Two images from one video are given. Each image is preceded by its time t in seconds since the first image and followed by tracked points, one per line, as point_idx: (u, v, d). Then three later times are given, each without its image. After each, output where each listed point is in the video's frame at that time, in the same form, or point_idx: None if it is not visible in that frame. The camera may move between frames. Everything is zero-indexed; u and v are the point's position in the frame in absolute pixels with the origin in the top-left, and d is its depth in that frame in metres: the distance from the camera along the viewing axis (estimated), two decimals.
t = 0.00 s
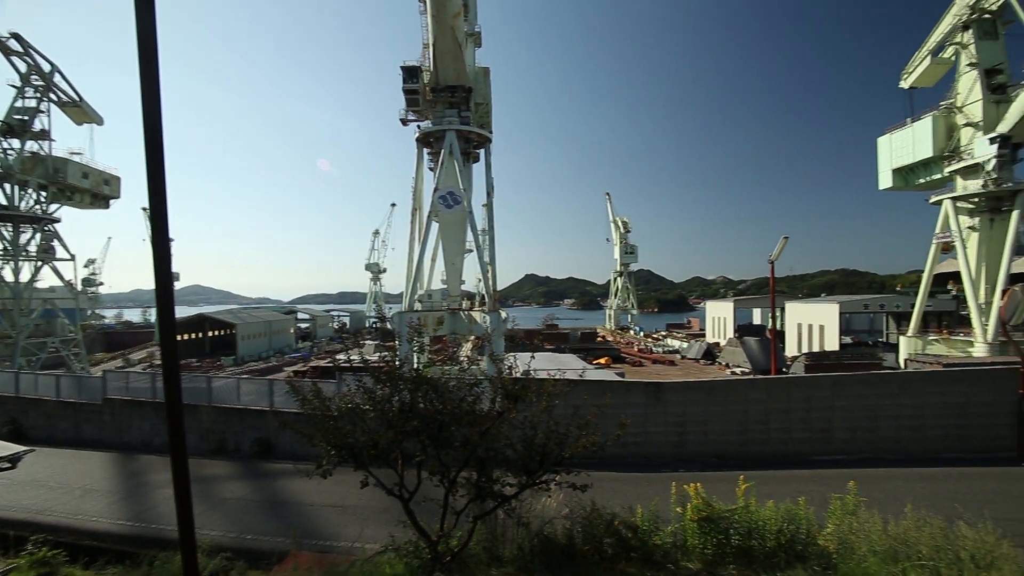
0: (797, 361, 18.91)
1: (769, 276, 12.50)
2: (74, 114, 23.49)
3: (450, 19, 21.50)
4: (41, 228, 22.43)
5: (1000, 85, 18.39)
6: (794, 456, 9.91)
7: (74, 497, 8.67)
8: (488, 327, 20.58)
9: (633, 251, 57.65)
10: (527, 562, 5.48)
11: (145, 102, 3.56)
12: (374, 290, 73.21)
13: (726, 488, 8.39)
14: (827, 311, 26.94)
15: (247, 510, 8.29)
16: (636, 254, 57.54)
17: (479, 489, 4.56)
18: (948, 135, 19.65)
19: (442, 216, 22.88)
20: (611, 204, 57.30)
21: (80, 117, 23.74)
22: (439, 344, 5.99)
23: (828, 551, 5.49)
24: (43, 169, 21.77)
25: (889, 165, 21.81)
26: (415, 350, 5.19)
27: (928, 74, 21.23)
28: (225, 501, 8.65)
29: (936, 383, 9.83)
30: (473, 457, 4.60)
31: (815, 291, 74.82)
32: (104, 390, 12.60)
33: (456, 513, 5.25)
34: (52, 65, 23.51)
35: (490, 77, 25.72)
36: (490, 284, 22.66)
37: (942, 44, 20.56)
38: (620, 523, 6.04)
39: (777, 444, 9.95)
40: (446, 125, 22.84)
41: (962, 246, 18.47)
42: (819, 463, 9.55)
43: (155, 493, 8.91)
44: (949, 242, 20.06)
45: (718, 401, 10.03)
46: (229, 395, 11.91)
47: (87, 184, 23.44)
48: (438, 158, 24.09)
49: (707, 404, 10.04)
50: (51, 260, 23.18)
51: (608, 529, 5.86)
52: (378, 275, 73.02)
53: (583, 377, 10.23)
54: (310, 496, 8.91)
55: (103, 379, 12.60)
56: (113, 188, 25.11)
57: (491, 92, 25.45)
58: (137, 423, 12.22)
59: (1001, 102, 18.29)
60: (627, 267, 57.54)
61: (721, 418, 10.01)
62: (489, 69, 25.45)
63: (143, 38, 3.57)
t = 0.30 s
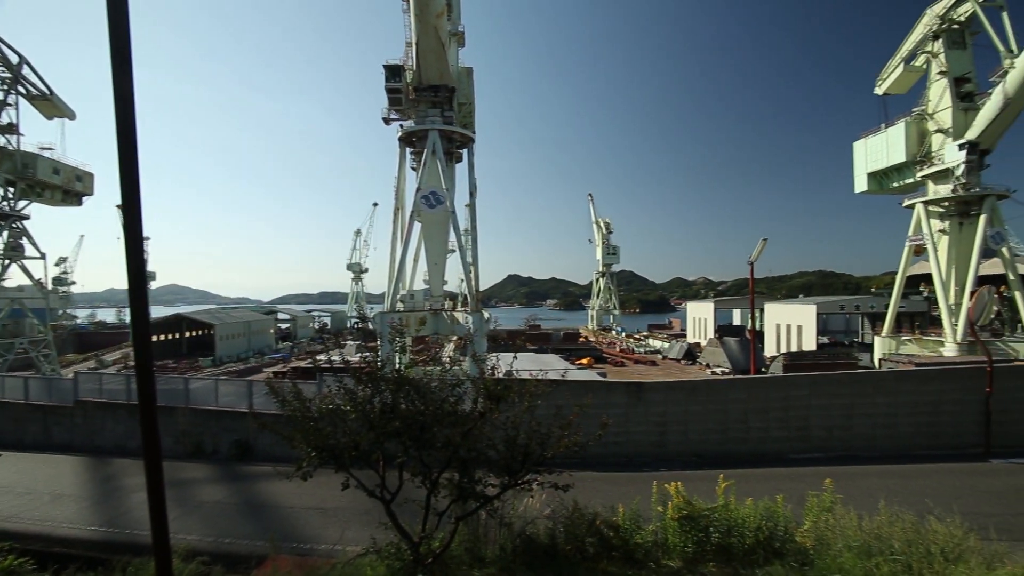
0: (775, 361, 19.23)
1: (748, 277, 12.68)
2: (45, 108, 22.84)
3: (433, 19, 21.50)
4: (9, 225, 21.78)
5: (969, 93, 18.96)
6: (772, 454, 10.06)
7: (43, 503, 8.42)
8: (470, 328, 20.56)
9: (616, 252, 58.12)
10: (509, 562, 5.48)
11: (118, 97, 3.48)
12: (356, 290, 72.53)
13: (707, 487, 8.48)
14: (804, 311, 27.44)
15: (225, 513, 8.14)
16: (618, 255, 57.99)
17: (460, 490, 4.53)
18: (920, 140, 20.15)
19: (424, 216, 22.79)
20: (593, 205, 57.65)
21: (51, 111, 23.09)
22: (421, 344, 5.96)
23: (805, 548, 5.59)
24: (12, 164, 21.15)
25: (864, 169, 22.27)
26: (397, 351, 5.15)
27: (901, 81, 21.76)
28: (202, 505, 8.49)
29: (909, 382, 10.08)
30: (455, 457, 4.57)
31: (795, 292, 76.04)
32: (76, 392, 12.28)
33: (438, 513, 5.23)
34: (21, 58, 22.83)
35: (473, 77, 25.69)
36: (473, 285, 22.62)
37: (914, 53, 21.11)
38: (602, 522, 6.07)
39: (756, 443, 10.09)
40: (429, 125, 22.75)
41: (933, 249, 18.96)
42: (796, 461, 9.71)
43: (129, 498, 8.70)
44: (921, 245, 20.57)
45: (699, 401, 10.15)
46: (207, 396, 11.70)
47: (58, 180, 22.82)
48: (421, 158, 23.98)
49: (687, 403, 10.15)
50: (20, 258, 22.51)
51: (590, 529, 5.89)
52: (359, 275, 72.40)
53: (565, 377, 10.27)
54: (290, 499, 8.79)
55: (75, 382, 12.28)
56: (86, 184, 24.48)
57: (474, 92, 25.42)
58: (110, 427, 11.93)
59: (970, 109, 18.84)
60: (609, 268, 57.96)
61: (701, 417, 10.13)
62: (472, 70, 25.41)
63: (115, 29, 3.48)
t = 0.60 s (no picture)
0: (753, 361, 19.55)
1: (726, 278, 12.86)
2: (10, 101, 22.13)
3: (415, 18, 21.50)
4: None
5: (937, 101, 19.54)
6: (749, 453, 10.22)
7: (7, 509, 8.15)
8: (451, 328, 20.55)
9: (596, 253, 58.51)
10: (489, 563, 5.47)
11: (87, 91, 3.39)
12: (335, 290, 71.70)
13: (685, 485, 8.59)
14: (781, 312, 27.97)
15: (199, 517, 7.97)
16: (598, 256, 58.41)
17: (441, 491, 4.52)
18: (891, 145, 20.69)
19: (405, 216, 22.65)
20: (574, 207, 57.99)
21: (16, 104, 22.38)
22: (402, 345, 5.91)
23: (780, 544, 5.70)
24: None
25: (838, 173, 22.79)
26: (376, 351, 5.10)
27: (872, 88, 22.32)
28: (175, 509, 8.29)
29: (879, 381, 10.34)
30: (435, 458, 4.55)
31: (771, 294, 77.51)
32: (43, 395, 11.92)
33: (418, 515, 5.19)
34: None
35: (455, 77, 25.61)
36: (454, 285, 22.56)
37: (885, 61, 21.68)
38: (582, 522, 6.09)
39: (733, 442, 10.25)
40: (410, 124, 22.61)
41: (904, 252, 19.49)
42: (772, 459, 9.89)
43: (99, 503, 8.47)
44: (892, 247, 21.11)
45: (677, 401, 10.27)
46: (181, 398, 11.47)
47: (24, 176, 22.12)
48: (401, 157, 23.83)
49: (666, 403, 10.26)
50: None
51: (570, 528, 5.91)
52: (339, 275, 71.61)
53: (545, 377, 10.31)
54: (267, 502, 8.65)
55: (41, 384, 11.93)
56: (53, 180, 23.80)
57: (455, 92, 25.35)
58: (79, 430, 11.60)
59: (938, 117, 19.42)
60: (590, 268, 58.33)
61: (680, 417, 10.25)
62: (454, 69, 25.36)
63: (83, 22, 3.38)
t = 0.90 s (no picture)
0: (731, 361, 19.83)
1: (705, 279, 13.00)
2: None
3: (397, 16, 21.32)
4: None
5: (907, 107, 20.07)
6: (727, 452, 10.36)
7: None
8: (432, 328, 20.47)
9: (578, 253, 58.78)
10: (470, 564, 5.45)
11: (54, 83, 3.29)
12: (315, 290, 70.84)
13: (665, 484, 8.67)
14: (759, 313, 28.43)
15: (174, 522, 7.80)
16: (580, 256, 58.74)
17: (421, 492, 4.49)
18: (865, 150, 21.20)
19: (386, 216, 22.47)
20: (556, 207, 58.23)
21: None
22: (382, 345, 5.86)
23: (757, 541, 5.79)
24: None
25: (814, 177, 23.25)
26: (356, 352, 5.04)
27: (847, 94, 22.81)
28: (149, 514, 8.09)
29: (853, 380, 10.58)
30: (415, 459, 4.52)
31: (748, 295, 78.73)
32: (8, 398, 11.57)
33: (399, 516, 5.15)
34: None
35: (437, 77, 25.52)
36: (435, 285, 22.47)
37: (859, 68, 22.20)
38: (563, 522, 6.11)
39: (712, 441, 10.38)
40: (392, 122, 22.43)
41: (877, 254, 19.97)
42: (750, 458, 10.05)
43: (68, 509, 8.22)
44: (866, 250, 21.62)
45: (658, 400, 10.37)
46: (156, 400, 11.22)
47: None
48: (383, 157, 23.65)
49: (647, 403, 10.36)
50: None
51: (551, 528, 5.92)
52: (319, 275, 70.79)
53: (526, 377, 10.32)
54: (244, 505, 8.49)
55: (7, 386, 11.56)
56: (20, 175, 23.09)
57: (438, 91, 25.25)
58: (47, 434, 11.25)
59: (909, 123, 19.95)
60: (571, 269, 58.64)
61: (660, 416, 10.35)
62: (436, 69, 25.25)
63: (49, 12, 3.29)
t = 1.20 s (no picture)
0: (709, 361, 20.11)
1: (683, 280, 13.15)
2: None
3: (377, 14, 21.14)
4: None
5: (878, 114, 20.63)
6: (704, 450, 10.50)
7: None
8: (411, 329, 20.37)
9: (558, 255, 59.06)
10: (449, 565, 5.43)
11: (16, 75, 3.20)
12: (292, 290, 69.80)
13: (643, 483, 8.74)
14: (736, 313, 28.89)
15: (144, 528, 7.60)
16: (559, 257, 58.98)
17: (401, 494, 4.46)
18: (838, 155, 21.71)
19: (365, 214, 22.30)
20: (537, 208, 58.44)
21: None
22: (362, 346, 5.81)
23: (734, 538, 5.88)
24: None
25: (789, 181, 23.73)
26: (334, 353, 4.98)
27: (821, 100, 23.35)
28: (118, 520, 7.87)
29: (826, 380, 10.82)
30: (394, 461, 4.47)
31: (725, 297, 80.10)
32: None
33: (377, 518, 5.10)
34: None
35: (418, 76, 25.40)
36: (415, 285, 22.34)
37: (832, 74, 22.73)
38: (542, 522, 6.12)
39: (689, 440, 10.51)
40: (371, 121, 22.25)
41: (849, 256, 20.44)
42: (726, 456, 10.20)
43: (31, 516, 7.95)
44: (839, 252, 22.13)
45: (636, 400, 10.46)
46: (126, 403, 10.93)
47: None
48: (362, 155, 23.44)
49: (625, 402, 10.44)
50: None
51: (530, 528, 5.93)
52: (297, 275, 69.82)
53: (506, 378, 10.32)
54: (217, 509, 8.32)
55: None
56: None
57: (418, 91, 25.13)
58: (8, 439, 10.86)
59: (879, 129, 20.49)
60: (551, 270, 58.88)
61: (639, 416, 10.45)
62: (416, 68, 25.11)
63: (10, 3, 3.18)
